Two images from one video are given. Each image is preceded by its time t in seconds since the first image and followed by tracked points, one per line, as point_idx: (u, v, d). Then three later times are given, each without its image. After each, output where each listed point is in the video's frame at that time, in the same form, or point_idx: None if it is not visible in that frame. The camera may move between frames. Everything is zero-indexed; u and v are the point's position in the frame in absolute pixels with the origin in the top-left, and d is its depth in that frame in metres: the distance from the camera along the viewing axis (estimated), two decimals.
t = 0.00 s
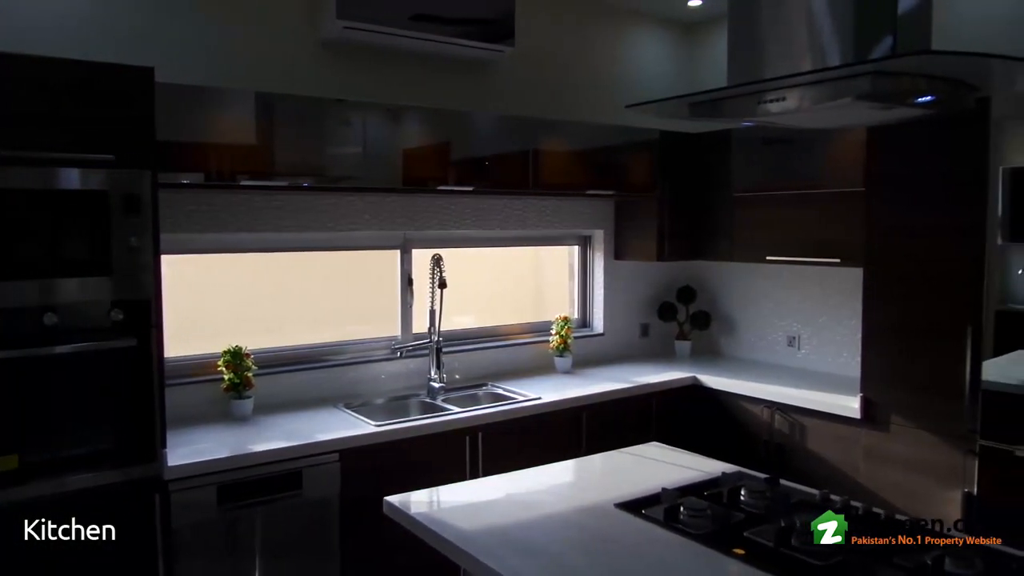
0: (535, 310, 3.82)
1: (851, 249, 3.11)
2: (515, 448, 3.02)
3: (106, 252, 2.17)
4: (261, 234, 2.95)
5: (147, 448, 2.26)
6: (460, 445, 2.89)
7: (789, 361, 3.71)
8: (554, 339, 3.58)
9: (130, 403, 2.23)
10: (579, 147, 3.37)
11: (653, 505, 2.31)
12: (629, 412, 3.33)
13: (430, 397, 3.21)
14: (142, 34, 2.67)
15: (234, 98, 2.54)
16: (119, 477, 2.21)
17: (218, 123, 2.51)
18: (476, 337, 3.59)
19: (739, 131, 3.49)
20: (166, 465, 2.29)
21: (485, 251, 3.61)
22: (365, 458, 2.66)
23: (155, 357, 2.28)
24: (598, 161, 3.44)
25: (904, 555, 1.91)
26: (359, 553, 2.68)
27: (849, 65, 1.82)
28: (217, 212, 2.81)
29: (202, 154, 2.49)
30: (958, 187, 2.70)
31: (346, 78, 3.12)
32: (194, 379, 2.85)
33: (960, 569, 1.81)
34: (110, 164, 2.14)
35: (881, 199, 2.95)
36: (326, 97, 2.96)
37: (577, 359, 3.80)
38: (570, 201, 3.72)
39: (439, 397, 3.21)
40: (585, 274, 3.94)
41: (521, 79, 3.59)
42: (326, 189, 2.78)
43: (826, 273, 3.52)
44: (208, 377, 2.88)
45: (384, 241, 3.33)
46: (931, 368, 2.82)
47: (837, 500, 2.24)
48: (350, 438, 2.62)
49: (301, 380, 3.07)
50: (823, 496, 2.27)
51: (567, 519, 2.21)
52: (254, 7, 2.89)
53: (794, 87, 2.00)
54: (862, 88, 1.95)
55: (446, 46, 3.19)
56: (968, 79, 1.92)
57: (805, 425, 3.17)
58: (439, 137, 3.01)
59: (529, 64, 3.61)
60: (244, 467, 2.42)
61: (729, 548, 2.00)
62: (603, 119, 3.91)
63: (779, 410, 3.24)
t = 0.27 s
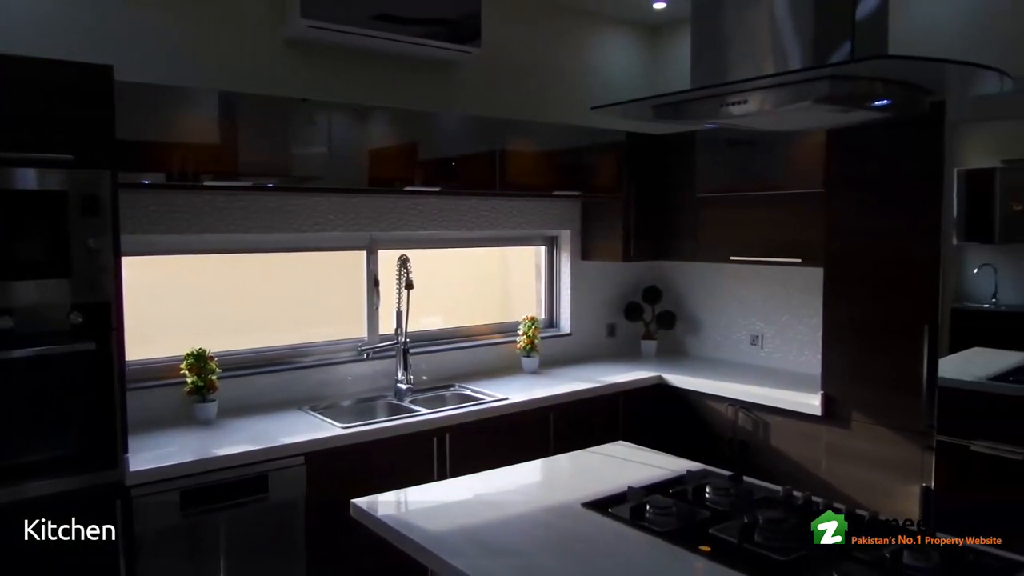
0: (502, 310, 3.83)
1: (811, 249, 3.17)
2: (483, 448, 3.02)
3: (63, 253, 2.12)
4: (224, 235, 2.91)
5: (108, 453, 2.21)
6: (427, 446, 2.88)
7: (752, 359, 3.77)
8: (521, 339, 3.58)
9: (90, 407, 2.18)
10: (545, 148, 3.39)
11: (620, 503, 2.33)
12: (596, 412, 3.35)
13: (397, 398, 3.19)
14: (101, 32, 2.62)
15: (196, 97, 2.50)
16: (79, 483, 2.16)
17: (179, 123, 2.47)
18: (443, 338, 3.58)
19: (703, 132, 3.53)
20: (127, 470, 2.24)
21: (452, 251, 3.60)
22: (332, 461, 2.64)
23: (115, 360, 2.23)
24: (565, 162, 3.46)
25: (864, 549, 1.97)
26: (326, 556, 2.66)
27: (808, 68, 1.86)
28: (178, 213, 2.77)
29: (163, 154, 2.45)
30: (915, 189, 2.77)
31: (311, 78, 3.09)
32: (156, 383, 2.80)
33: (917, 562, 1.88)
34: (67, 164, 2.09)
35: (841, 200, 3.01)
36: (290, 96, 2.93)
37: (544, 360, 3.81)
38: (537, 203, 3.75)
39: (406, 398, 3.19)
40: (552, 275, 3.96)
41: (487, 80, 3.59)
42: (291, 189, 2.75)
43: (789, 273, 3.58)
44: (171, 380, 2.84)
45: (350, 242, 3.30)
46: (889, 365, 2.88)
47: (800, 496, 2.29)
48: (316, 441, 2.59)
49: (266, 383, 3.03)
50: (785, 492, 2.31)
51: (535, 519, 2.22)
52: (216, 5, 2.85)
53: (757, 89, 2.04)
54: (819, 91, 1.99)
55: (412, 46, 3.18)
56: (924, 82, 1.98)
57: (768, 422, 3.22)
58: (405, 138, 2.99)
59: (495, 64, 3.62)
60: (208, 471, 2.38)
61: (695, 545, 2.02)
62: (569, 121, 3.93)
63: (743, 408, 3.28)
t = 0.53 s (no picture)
0: (469, 311, 3.82)
1: (773, 249, 3.22)
2: (450, 449, 3.01)
3: (19, 255, 2.05)
4: (186, 236, 2.86)
5: (66, 458, 2.15)
6: (394, 448, 2.86)
7: (717, 358, 3.81)
8: (488, 340, 3.58)
9: (48, 412, 2.12)
10: (512, 148, 3.39)
11: (586, 502, 2.34)
12: (563, 412, 3.36)
13: (363, 400, 3.17)
14: (57, 28, 2.57)
15: (157, 95, 2.46)
16: (37, 490, 2.11)
17: (139, 121, 2.42)
18: (409, 339, 3.56)
19: (667, 133, 3.56)
20: (86, 476, 2.19)
21: (418, 252, 3.58)
22: (297, 463, 2.61)
23: (74, 363, 2.17)
24: (531, 162, 3.46)
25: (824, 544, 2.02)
26: (291, 560, 2.63)
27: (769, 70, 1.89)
28: (138, 213, 2.71)
29: (122, 153, 2.40)
30: (874, 190, 2.83)
31: (275, 77, 3.06)
32: (115, 387, 2.75)
33: (876, 555, 1.93)
34: (23, 163, 2.04)
35: (802, 201, 3.06)
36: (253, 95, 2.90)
37: (511, 360, 3.80)
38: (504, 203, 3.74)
39: (372, 400, 3.17)
40: (519, 275, 3.96)
41: (454, 80, 3.59)
42: (255, 189, 2.72)
43: (752, 272, 3.62)
44: (131, 384, 2.78)
45: (315, 243, 3.27)
46: (850, 363, 2.94)
47: (763, 493, 2.32)
48: (281, 444, 2.56)
49: (230, 386, 2.99)
50: (749, 489, 2.34)
51: (502, 519, 2.22)
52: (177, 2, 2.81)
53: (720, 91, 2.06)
54: (779, 93, 2.02)
55: (377, 46, 3.16)
56: (881, 85, 2.01)
57: (733, 420, 3.26)
58: (371, 138, 2.97)
59: (462, 64, 3.61)
60: (170, 475, 2.34)
61: (661, 543, 2.04)
62: (535, 121, 3.94)
63: (709, 406, 3.32)
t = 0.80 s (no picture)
0: (435, 312, 3.80)
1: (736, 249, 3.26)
2: (416, 451, 3.00)
3: None
4: (145, 237, 2.81)
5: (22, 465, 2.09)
6: (359, 450, 2.84)
7: (681, 357, 3.85)
8: (455, 341, 3.57)
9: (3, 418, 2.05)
10: (478, 148, 3.38)
11: (552, 501, 2.34)
12: (530, 412, 3.36)
13: (328, 402, 3.14)
14: (11, 24, 2.50)
15: (115, 93, 2.41)
16: None
17: (97, 120, 2.37)
18: (375, 340, 3.54)
19: (633, 134, 3.59)
20: (42, 483, 2.14)
21: (384, 252, 3.56)
22: (261, 467, 2.58)
23: (30, 368, 2.11)
24: (497, 162, 3.46)
25: (786, 539, 2.06)
26: (255, 565, 2.60)
27: (731, 72, 1.91)
28: (96, 213, 2.65)
29: (79, 152, 2.34)
30: (834, 191, 2.89)
31: (237, 75, 3.02)
32: (73, 391, 2.68)
33: (837, 549, 1.98)
34: None
35: (764, 201, 3.10)
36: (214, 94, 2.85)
37: (478, 361, 3.80)
38: (469, 205, 3.73)
39: (337, 402, 3.15)
40: (485, 276, 3.95)
41: (419, 79, 3.57)
42: (217, 189, 2.67)
43: (716, 272, 3.67)
44: (89, 388, 2.72)
45: (278, 244, 3.23)
46: (811, 360, 2.99)
47: (727, 489, 2.35)
48: (244, 447, 2.53)
49: (192, 389, 2.94)
50: (712, 485, 2.37)
51: (469, 519, 2.21)
52: None
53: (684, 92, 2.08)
54: (741, 95, 2.05)
55: (342, 45, 3.13)
56: (839, 88, 2.05)
57: (698, 418, 3.29)
58: (336, 137, 2.95)
59: (427, 64, 3.60)
60: (130, 481, 2.29)
61: (627, 541, 2.05)
62: (501, 121, 3.94)
63: (673, 405, 3.35)
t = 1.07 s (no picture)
0: (402, 313, 3.78)
1: (700, 249, 3.30)
2: (383, 453, 2.98)
3: None
4: (104, 238, 2.75)
5: None
6: (325, 452, 2.81)
7: (647, 356, 3.88)
8: (421, 342, 3.55)
9: None
10: (444, 148, 3.38)
11: (518, 502, 2.34)
12: (497, 412, 3.36)
13: (293, 404, 3.11)
14: None
15: (72, 91, 2.35)
16: None
17: (53, 118, 2.31)
18: (341, 342, 3.51)
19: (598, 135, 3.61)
20: None
21: (349, 253, 3.54)
22: (224, 471, 2.54)
23: None
24: (463, 163, 3.46)
25: (748, 535, 2.09)
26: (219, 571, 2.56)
27: (693, 75, 1.93)
28: (53, 214, 2.59)
29: (35, 152, 2.29)
30: (795, 192, 2.94)
31: (199, 74, 2.97)
32: (29, 396, 2.62)
33: (797, 545, 2.02)
34: None
35: (727, 202, 3.14)
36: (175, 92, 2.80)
37: (445, 362, 3.79)
38: (435, 203, 3.71)
39: (303, 405, 3.12)
40: (452, 276, 3.94)
41: (384, 79, 3.55)
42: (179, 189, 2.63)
43: (681, 272, 3.70)
44: (46, 393, 2.66)
45: (242, 245, 3.19)
46: (773, 358, 3.03)
47: (691, 487, 2.37)
48: (207, 451, 2.49)
49: (153, 393, 2.89)
50: (676, 483, 2.39)
51: (435, 521, 2.21)
52: None
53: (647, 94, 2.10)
54: (704, 97, 2.07)
55: (306, 44, 3.10)
56: (798, 90, 2.09)
57: (663, 417, 3.32)
58: (300, 137, 2.92)
59: (392, 63, 3.58)
60: (89, 487, 2.24)
61: (594, 540, 2.06)
62: (467, 122, 3.93)
63: (639, 404, 3.37)
